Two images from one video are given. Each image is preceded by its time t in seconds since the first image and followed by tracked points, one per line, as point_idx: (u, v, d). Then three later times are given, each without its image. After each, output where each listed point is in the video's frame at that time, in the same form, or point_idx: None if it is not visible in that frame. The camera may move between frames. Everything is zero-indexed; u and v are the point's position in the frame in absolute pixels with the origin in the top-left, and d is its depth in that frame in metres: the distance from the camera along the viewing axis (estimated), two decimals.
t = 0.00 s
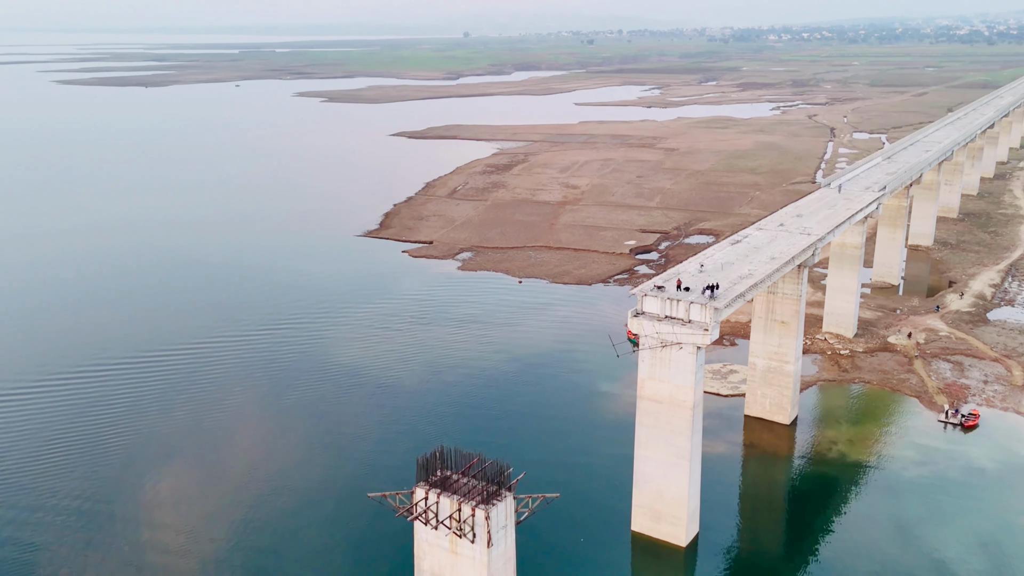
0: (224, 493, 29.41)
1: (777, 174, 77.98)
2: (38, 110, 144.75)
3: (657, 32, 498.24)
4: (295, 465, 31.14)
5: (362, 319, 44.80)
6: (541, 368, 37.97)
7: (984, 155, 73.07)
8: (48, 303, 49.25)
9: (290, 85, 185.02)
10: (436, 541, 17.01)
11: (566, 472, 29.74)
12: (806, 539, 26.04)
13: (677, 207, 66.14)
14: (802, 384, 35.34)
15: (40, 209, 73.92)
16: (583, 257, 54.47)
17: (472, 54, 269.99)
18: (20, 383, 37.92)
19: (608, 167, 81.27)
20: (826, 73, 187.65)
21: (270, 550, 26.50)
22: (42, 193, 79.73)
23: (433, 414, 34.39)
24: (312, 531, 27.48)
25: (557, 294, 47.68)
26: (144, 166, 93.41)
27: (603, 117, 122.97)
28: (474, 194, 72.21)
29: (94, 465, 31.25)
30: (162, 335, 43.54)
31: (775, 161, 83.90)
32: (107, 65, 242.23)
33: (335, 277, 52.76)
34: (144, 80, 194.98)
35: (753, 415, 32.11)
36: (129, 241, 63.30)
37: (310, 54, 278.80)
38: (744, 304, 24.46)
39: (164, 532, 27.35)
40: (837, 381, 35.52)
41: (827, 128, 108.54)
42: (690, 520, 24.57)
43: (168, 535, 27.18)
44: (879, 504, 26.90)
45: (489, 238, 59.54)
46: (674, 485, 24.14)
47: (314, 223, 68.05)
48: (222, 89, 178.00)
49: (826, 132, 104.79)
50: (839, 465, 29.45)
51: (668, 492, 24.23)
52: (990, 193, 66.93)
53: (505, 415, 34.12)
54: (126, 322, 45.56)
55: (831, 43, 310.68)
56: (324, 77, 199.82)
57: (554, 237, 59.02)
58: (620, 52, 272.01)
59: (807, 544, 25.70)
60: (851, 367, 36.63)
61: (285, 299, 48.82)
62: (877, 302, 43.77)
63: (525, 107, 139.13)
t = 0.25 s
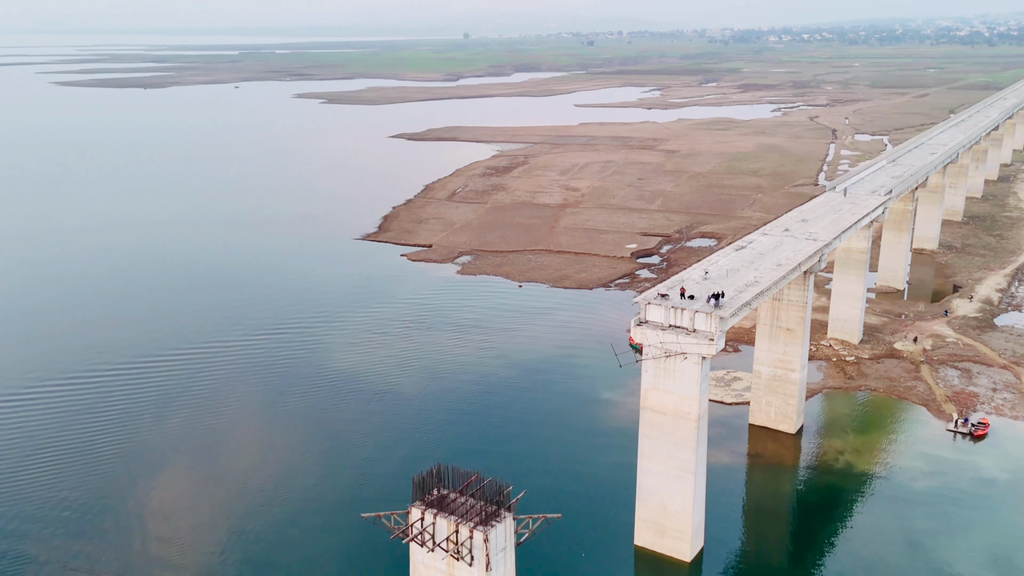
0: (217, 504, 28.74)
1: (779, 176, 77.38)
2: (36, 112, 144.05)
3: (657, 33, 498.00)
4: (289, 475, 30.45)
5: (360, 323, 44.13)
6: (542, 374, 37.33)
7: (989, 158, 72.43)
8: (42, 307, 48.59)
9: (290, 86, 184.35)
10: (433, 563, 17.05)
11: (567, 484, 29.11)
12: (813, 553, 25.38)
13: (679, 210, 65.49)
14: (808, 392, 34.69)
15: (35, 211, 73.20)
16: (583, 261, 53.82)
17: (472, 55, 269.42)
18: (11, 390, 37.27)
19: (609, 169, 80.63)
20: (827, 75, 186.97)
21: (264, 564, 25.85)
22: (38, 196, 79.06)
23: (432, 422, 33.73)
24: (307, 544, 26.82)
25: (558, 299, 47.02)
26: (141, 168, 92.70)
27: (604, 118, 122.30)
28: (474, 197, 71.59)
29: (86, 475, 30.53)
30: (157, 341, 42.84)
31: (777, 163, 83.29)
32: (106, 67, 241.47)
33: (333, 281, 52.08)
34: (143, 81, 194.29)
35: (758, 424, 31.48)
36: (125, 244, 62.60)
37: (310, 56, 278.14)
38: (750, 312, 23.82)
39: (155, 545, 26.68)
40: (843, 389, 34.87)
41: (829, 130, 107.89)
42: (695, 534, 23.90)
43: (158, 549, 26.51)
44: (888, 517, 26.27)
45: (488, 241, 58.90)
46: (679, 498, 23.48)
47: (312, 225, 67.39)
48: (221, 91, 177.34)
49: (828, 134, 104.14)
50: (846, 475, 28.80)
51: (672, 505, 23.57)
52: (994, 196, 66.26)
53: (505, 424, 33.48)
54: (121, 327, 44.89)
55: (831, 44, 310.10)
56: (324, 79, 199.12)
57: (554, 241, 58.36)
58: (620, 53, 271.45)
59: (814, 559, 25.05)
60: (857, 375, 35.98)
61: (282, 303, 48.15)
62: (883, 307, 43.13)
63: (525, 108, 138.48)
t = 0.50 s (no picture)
0: (207, 516, 27.91)
1: (781, 179, 76.66)
2: (33, 113, 143.20)
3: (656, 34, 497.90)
4: (283, 487, 29.60)
5: (357, 329, 43.37)
6: (541, 383, 36.59)
7: (993, 160, 71.74)
8: (35, 312, 47.83)
9: (288, 88, 183.60)
10: None
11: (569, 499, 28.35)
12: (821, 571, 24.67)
13: (681, 213, 64.74)
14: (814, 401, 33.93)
15: (30, 214, 72.36)
16: (584, 265, 53.09)
17: (472, 57, 269.04)
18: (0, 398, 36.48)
19: (610, 172, 79.91)
20: (827, 76, 186.23)
21: None
22: (33, 198, 78.24)
23: (430, 431, 32.96)
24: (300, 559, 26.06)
25: (559, 305, 46.29)
26: (138, 170, 91.88)
27: (604, 120, 121.57)
28: (473, 199, 70.87)
29: (74, 487, 29.69)
30: (150, 347, 42.01)
31: (779, 165, 82.59)
32: (105, 69, 240.56)
33: (329, 286, 51.31)
34: (142, 83, 193.50)
35: (763, 435, 30.75)
36: (119, 247, 61.83)
37: (309, 57, 277.41)
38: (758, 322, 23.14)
39: (142, 561, 25.87)
40: (850, 398, 34.12)
41: (830, 132, 107.16)
42: (701, 551, 23.14)
43: (145, 565, 25.71)
44: (900, 532, 25.51)
45: (488, 245, 58.17)
46: (684, 515, 22.74)
47: (310, 228, 66.62)
48: (220, 93, 176.53)
49: (830, 136, 103.40)
50: (855, 488, 28.05)
51: (677, 522, 22.82)
52: (999, 199, 65.53)
53: (505, 434, 32.74)
54: (114, 333, 44.10)
55: (832, 46, 310.24)
56: (323, 81, 198.38)
57: (555, 245, 57.65)
58: (620, 55, 270.76)
59: None
60: (864, 383, 35.24)
61: (278, 308, 47.34)
62: (889, 313, 42.42)
63: (525, 110, 137.78)
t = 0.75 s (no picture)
0: (199, 528, 27.23)
1: (783, 181, 76.08)
2: (31, 115, 142.55)
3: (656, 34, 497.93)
4: (277, 498, 28.90)
5: (355, 335, 42.70)
6: (542, 390, 35.97)
7: (997, 162, 71.12)
8: (28, 315, 47.12)
9: (288, 89, 182.96)
10: None
11: (570, 512, 27.73)
12: None
13: (682, 216, 64.13)
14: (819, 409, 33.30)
15: (25, 216, 71.69)
16: (585, 269, 52.48)
17: (472, 57, 268.42)
18: None
19: (610, 174, 79.30)
20: (828, 77, 185.68)
21: None
22: (29, 200, 77.58)
23: (428, 440, 32.32)
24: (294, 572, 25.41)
25: (560, 310, 45.69)
26: (135, 172, 91.22)
27: (605, 122, 121.04)
28: (473, 202, 70.28)
29: (64, 497, 29.00)
30: (144, 353, 41.29)
31: (781, 167, 82.03)
32: (104, 69, 239.81)
33: (327, 289, 50.66)
34: (141, 84, 192.93)
35: (769, 444, 30.13)
36: (115, 249, 61.17)
37: (308, 58, 276.77)
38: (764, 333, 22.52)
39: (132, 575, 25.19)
40: (856, 406, 33.50)
41: (832, 133, 106.59)
42: (706, 567, 22.51)
43: None
44: (911, 546, 24.84)
45: (487, 248, 57.56)
46: (689, 531, 22.10)
47: (308, 230, 65.96)
48: (220, 94, 175.89)
49: (831, 137, 102.85)
50: (863, 499, 27.39)
51: (682, 538, 22.18)
52: (1003, 201, 64.96)
53: (505, 442, 32.11)
54: (107, 337, 43.38)
55: (832, 47, 310.05)
56: (323, 81, 197.80)
57: (555, 248, 57.05)
58: (620, 56, 270.18)
59: None
60: (870, 391, 34.61)
61: (274, 313, 46.63)
62: (894, 319, 41.80)
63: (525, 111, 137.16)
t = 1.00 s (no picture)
0: (190, 540, 26.52)
1: (786, 182, 75.41)
2: (29, 116, 141.94)
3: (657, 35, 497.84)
4: (272, 508, 28.18)
5: (352, 340, 42.01)
6: (543, 397, 35.29)
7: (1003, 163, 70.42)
8: (21, 318, 46.38)
9: (287, 90, 182.40)
10: None
11: (573, 525, 26.99)
12: None
13: (684, 218, 63.43)
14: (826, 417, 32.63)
15: (20, 217, 71.01)
16: (586, 273, 51.80)
17: (472, 57, 267.85)
18: None
19: (611, 175, 78.66)
20: (830, 78, 184.98)
21: None
22: (25, 201, 76.91)
23: (426, 449, 31.57)
24: None
25: (560, 314, 45.02)
26: (132, 173, 90.52)
27: (605, 122, 120.40)
28: (472, 204, 69.64)
29: (54, 507, 28.27)
30: (137, 358, 40.51)
31: (783, 169, 81.36)
32: (104, 69, 239.22)
33: (325, 293, 49.99)
34: (141, 85, 192.45)
35: (774, 454, 29.44)
36: (110, 251, 60.48)
37: (307, 58, 276.15)
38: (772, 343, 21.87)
39: None
40: (863, 414, 32.82)
41: (834, 134, 105.96)
42: None
43: None
44: (923, 562, 24.08)
45: (487, 251, 56.90)
46: (695, 547, 21.42)
47: (306, 233, 65.19)
48: (219, 94, 175.25)
49: (834, 138, 102.20)
50: (873, 512, 26.65)
51: (688, 555, 21.50)
52: (1009, 203, 64.27)
53: (504, 451, 31.40)
54: (100, 341, 42.64)
55: (833, 47, 309.77)
56: (322, 82, 197.21)
57: (556, 251, 56.38)
58: (621, 56, 269.65)
59: None
60: (877, 398, 33.93)
61: (271, 317, 45.92)
62: (901, 324, 41.13)
63: (525, 112, 136.50)
